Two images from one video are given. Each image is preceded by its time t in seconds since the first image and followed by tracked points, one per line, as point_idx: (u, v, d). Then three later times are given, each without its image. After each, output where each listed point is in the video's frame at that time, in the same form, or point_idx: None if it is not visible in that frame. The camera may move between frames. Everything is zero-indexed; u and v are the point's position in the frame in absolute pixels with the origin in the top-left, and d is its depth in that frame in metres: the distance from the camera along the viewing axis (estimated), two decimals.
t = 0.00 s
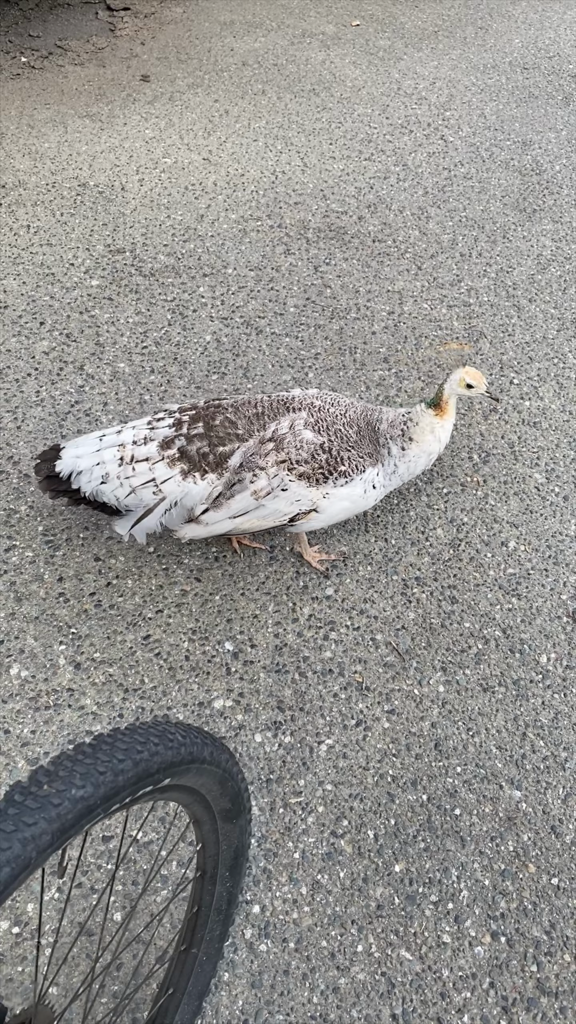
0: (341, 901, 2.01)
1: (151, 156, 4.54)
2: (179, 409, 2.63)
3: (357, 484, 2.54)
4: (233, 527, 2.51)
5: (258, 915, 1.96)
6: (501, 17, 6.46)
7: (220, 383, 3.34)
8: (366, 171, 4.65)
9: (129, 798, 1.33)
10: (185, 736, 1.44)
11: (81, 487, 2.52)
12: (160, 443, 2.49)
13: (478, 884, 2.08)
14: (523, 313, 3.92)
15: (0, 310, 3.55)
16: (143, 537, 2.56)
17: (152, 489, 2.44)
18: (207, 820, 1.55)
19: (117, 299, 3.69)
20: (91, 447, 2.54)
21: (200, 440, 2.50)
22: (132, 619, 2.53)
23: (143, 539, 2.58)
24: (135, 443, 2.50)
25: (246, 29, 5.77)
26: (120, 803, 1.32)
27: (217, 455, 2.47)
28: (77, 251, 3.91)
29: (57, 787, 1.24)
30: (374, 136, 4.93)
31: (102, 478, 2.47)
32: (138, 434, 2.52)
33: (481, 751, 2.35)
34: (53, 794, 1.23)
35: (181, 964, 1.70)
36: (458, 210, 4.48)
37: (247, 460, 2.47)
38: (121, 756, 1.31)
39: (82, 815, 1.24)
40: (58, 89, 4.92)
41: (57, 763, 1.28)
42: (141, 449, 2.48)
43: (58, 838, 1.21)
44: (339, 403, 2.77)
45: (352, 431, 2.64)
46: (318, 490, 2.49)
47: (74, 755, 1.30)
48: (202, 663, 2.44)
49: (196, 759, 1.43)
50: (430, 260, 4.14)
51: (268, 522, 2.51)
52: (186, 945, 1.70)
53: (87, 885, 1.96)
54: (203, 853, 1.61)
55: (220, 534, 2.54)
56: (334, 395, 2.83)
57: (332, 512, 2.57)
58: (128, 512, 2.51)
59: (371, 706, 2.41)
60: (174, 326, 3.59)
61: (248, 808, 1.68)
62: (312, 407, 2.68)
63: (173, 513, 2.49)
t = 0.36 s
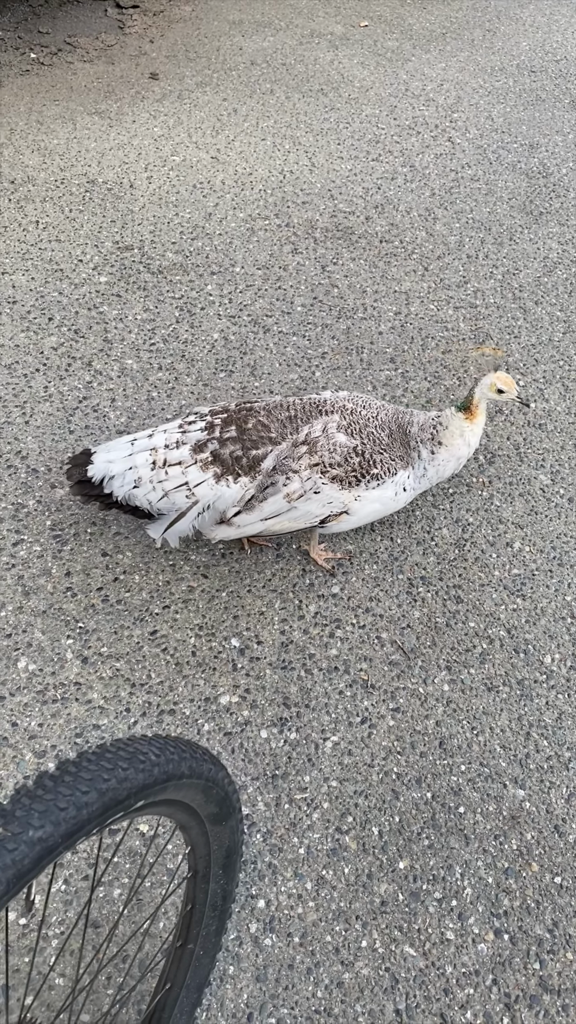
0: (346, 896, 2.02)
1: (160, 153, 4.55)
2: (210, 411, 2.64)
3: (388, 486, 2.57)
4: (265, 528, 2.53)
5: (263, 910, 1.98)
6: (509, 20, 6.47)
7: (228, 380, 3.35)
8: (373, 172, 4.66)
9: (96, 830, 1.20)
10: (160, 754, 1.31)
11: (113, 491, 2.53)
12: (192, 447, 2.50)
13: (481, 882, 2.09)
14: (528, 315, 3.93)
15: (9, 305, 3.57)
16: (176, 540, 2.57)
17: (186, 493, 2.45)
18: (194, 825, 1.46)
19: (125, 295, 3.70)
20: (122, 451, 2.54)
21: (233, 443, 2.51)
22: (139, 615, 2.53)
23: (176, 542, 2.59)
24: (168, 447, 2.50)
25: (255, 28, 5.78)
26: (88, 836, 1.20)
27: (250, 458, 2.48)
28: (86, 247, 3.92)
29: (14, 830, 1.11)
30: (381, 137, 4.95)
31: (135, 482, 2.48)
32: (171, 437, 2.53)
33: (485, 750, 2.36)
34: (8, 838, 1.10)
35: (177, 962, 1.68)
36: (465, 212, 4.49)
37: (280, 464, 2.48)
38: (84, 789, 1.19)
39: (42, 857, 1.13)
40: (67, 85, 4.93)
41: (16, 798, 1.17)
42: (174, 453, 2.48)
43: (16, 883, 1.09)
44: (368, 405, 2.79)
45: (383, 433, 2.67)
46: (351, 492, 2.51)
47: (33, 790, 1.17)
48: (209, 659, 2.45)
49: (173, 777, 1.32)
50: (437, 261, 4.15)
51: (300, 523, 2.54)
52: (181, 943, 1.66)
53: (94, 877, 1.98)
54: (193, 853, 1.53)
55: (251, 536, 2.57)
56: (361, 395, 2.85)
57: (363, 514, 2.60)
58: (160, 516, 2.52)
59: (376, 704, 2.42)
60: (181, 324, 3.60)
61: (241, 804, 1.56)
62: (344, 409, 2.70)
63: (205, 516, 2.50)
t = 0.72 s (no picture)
0: (345, 890, 2.04)
1: (165, 150, 4.55)
2: (214, 418, 2.64)
3: (395, 483, 2.59)
4: (274, 530, 2.54)
5: (263, 903, 1.99)
6: (514, 20, 6.47)
7: (231, 377, 3.36)
8: (377, 170, 4.67)
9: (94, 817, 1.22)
10: (157, 744, 1.33)
11: (122, 500, 2.54)
12: (199, 454, 2.50)
13: (480, 877, 2.10)
14: (531, 315, 3.94)
15: (13, 300, 3.58)
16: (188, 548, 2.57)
17: (195, 500, 2.46)
18: (193, 814, 1.47)
19: (129, 291, 3.71)
20: (129, 460, 2.55)
21: (239, 448, 2.51)
22: (141, 609, 2.55)
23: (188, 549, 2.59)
24: (175, 455, 2.51)
25: (260, 26, 5.79)
26: (85, 822, 1.22)
27: (257, 461, 2.49)
28: (90, 243, 3.93)
29: (12, 815, 1.14)
30: (386, 136, 4.95)
31: (144, 491, 2.49)
32: (177, 445, 2.53)
33: (484, 747, 2.37)
34: (6, 823, 1.13)
35: (176, 949, 1.68)
36: (469, 212, 4.50)
37: (287, 466, 2.49)
38: (81, 778, 1.20)
39: (39, 842, 1.15)
40: (72, 82, 4.94)
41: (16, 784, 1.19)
42: (181, 460, 2.49)
43: (13, 867, 1.12)
44: (371, 402, 2.80)
45: (387, 431, 2.68)
46: (359, 491, 2.53)
47: (32, 777, 1.19)
48: (210, 654, 2.46)
49: (171, 764, 1.33)
50: (441, 260, 4.16)
51: (310, 523, 2.55)
52: (181, 931, 1.66)
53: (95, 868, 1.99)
54: (191, 844, 1.54)
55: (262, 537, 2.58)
56: (362, 392, 2.86)
57: (372, 511, 2.62)
58: (171, 524, 2.53)
59: (376, 699, 2.43)
60: (185, 320, 3.61)
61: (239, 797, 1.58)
62: (347, 407, 2.71)
63: (215, 522, 2.51)
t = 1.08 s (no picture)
0: (343, 885, 2.03)
1: (167, 146, 4.55)
2: (215, 420, 2.62)
3: (398, 478, 2.60)
4: (279, 530, 2.54)
5: (261, 898, 1.99)
6: (519, 18, 6.45)
7: (232, 373, 3.36)
8: (380, 167, 4.66)
9: (147, 759, 1.28)
10: (201, 704, 1.39)
11: (125, 508, 2.50)
12: (202, 458, 2.48)
13: (478, 873, 2.10)
14: (534, 312, 3.93)
15: (15, 295, 3.57)
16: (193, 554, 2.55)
17: (200, 505, 2.43)
18: (217, 794, 1.52)
19: (131, 287, 3.70)
20: (130, 466, 2.51)
21: (243, 450, 2.49)
22: (141, 604, 2.54)
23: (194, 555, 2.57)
24: (177, 459, 2.48)
25: (263, 22, 5.78)
26: (139, 764, 1.27)
27: (261, 463, 2.47)
28: (92, 238, 3.93)
29: (81, 741, 1.20)
30: (388, 133, 4.94)
31: (147, 498, 2.45)
32: (179, 449, 2.50)
33: (484, 743, 2.37)
34: (77, 748, 1.18)
35: (186, 939, 1.69)
36: (471, 209, 4.49)
37: (292, 467, 2.48)
38: (141, 718, 1.27)
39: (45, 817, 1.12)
40: (75, 77, 4.93)
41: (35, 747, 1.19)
42: (184, 465, 2.46)
43: (81, 790, 1.16)
44: (371, 397, 2.79)
45: (388, 426, 2.68)
46: (363, 488, 2.53)
47: (97, 715, 1.26)
48: (210, 649, 2.46)
49: (212, 727, 1.39)
50: (443, 258, 4.15)
51: (315, 522, 2.55)
52: (192, 920, 1.68)
53: (93, 863, 1.99)
54: (211, 827, 1.59)
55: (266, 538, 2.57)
56: (362, 389, 2.84)
57: (376, 507, 2.62)
58: (176, 530, 2.50)
59: (376, 696, 2.43)
60: (187, 316, 3.60)
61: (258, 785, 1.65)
62: (348, 404, 2.70)
63: (220, 526, 2.49)
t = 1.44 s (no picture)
0: (338, 885, 2.02)
1: (166, 143, 4.53)
2: (210, 425, 2.59)
3: (398, 474, 2.59)
4: (280, 532, 2.52)
5: (255, 898, 1.98)
6: (519, 14, 6.43)
7: (229, 371, 3.34)
8: (379, 164, 4.64)
9: (195, 709, 1.33)
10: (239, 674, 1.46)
11: (124, 518, 2.47)
12: (200, 464, 2.45)
13: (474, 873, 2.09)
14: (533, 309, 3.91)
15: (12, 292, 3.56)
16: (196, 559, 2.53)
17: (200, 511, 2.41)
18: (237, 781, 1.56)
19: (129, 283, 3.69)
20: (127, 475, 2.49)
21: (240, 454, 2.47)
22: (137, 602, 2.53)
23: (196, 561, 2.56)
24: (174, 467, 2.45)
25: (263, 18, 5.76)
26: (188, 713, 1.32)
27: (260, 466, 2.46)
28: (90, 235, 3.91)
29: (146, 675, 1.27)
30: (388, 129, 4.92)
31: (146, 507, 2.43)
32: (176, 456, 2.48)
33: (480, 742, 2.36)
34: (142, 680, 1.25)
35: (192, 936, 1.70)
36: (471, 206, 4.47)
37: (291, 468, 2.47)
38: (194, 667, 1.34)
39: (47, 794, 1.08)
40: (74, 74, 4.91)
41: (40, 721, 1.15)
42: (182, 472, 2.44)
43: (145, 717, 1.22)
44: (366, 394, 2.78)
45: (385, 422, 2.67)
46: (363, 485, 2.52)
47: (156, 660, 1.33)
48: (205, 647, 2.45)
49: (245, 699, 1.45)
50: (442, 254, 4.13)
51: (316, 522, 2.54)
52: (198, 917, 1.68)
53: (87, 863, 1.99)
54: (226, 819, 1.61)
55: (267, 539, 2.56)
56: (356, 387, 2.82)
57: (376, 503, 2.62)
58: (178, 537, 2.48)
59: (372, 695, 2.42)
60: (184, 313, 3.59)
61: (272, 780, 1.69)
62: (344, 403, 2.68)
63: (222, 531, 2.47)
